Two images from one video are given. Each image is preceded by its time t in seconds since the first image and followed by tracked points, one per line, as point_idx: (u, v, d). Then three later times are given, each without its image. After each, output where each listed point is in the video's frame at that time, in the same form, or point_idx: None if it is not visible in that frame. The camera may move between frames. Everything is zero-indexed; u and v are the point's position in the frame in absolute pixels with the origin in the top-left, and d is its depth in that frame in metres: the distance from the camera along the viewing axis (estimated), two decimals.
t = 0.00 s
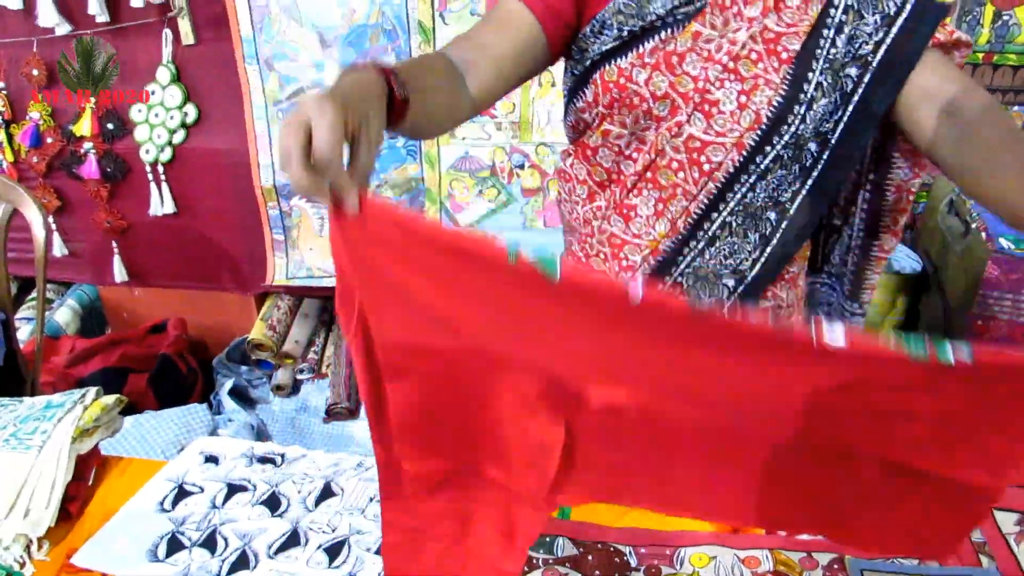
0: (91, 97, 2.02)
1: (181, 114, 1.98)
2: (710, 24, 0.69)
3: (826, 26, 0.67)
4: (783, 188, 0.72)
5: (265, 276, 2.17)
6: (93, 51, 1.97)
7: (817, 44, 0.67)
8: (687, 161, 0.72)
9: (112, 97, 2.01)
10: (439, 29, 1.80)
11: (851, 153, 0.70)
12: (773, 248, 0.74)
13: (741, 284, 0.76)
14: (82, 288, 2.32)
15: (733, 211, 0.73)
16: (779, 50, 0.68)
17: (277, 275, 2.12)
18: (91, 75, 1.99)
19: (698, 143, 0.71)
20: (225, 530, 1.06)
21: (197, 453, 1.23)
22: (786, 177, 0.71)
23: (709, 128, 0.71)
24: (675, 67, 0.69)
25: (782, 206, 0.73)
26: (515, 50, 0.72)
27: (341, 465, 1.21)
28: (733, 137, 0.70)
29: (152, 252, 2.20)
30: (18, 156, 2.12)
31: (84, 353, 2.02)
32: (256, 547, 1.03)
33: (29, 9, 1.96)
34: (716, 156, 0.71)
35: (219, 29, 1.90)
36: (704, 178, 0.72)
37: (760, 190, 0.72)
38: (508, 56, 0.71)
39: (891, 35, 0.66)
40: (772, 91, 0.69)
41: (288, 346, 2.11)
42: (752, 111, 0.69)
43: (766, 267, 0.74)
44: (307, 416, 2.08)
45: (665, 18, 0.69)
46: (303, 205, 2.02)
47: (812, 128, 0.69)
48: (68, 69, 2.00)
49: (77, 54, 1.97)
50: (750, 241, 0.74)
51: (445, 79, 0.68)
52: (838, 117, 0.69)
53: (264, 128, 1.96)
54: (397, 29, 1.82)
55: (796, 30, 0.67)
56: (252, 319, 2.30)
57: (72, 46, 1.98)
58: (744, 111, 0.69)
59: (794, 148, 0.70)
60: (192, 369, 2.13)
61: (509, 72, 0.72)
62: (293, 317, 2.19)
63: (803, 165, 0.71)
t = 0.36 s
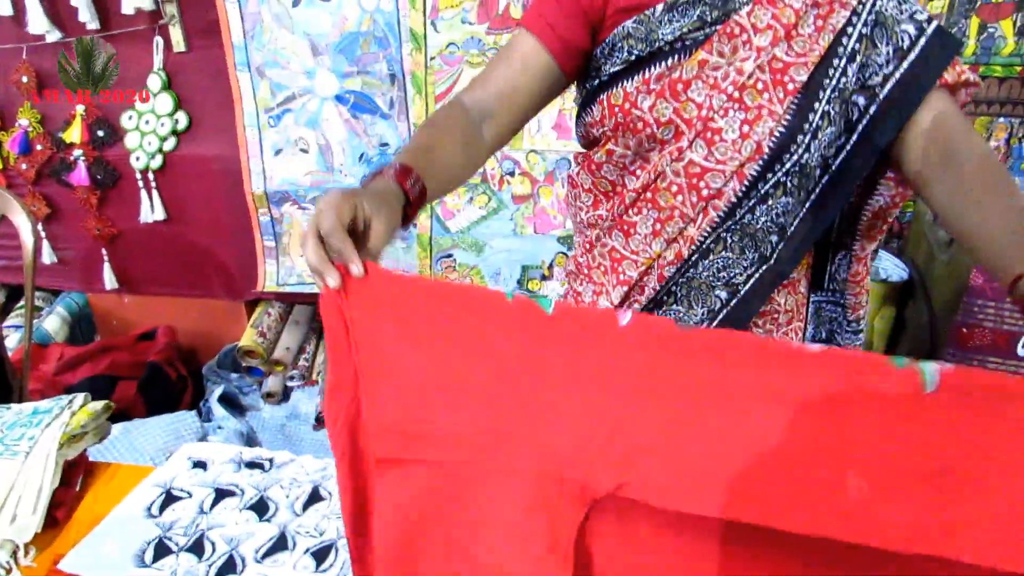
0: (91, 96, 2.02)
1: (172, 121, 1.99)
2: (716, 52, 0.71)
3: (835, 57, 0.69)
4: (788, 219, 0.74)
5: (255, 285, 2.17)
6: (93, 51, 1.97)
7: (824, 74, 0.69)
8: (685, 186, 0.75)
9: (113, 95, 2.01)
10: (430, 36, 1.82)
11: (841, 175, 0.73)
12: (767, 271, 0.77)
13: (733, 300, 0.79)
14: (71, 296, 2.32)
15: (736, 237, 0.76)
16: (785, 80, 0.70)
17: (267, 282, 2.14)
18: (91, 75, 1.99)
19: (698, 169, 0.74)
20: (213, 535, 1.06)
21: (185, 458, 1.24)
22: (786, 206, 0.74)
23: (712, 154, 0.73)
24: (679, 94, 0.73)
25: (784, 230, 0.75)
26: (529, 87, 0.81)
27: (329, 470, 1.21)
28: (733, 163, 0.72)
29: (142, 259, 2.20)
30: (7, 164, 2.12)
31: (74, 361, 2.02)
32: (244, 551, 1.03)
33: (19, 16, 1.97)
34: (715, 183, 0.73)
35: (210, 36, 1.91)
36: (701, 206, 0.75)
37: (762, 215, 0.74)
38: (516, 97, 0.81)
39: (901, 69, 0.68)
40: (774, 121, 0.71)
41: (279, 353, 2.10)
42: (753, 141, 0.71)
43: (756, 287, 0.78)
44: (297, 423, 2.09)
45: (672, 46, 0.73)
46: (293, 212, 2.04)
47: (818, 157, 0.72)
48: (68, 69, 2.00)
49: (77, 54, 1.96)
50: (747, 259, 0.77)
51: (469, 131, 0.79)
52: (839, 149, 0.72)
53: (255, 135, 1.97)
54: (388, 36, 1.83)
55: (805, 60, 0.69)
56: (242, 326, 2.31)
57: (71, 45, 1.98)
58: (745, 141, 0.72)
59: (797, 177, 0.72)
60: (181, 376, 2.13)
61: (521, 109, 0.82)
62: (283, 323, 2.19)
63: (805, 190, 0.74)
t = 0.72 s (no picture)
0: (91, 97, 2.01)
1: (160, 120, 1.98)
2: (711, 167, 0.74)
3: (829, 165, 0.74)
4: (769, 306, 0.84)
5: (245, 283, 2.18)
6: (94, 51, 1.96)
7: (813, 181, 0.75)
8: (689, 288, 0.83)
9: (114, 95, 2.00)
10: (420, 34, 1.83)
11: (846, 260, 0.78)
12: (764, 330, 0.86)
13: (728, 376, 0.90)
14: (60, 295, 2.27)
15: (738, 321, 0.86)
16: (779, 193, 0.75)
17: (256, 281, 2.13)
18: (91, 75, 1.98)
19: (703, 277, 0.81)
20: (202, 530, 1.07)
21: (174, 454, 1.24)
22: (773, 300, 0.83)
23: (718, 259, 0.80)
24: (673, 201, 0.77)
25: (771, 317, 0.85)
26: (537, 187, 0.83)
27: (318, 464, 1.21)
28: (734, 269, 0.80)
29: (132, 258, 2.19)
30: None
31: (63, 361, 2.01)
32: (233, 545, 1.03)
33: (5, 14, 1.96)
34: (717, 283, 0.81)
35: (199, 35, 1.92)
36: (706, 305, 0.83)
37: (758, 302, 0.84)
38: (529, 193, 0.84)
39: (888, 179, 0.74)
40: (767, 231, 0.77)
41: (270, 351, 2.14)
42: (751, 248, 0.79)
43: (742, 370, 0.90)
44: (288, 421, 2.07)
45: (665, 155, 0.76)
46: (284, 210, 2.05)
47: (803, 257, 0.80)
48: (68, 69, 1.98)
49: (77, 54, 1.95)
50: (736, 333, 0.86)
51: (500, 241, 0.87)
52: (836, 234, 0.78)
53: (244, 132, 1.96)
54: (378, 33, 1.85)
55: (799, 173, 0.74)
56: (232, 325, 2.30)
57: (72, 45, 1.96)
58: (744, 251, 0.79)
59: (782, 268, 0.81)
60: (172, 376, 2.13)
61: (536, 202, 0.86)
62: (274, 321, 2.23)
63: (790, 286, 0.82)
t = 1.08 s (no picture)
0: (91, 96, 1.98)
1: (139, 109, 1.96)
2: (692, 149, 0.77)
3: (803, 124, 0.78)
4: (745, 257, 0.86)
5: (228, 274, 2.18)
6: (94, 51, 1.93)
7: (792, 143, 0.79)
8: (676, 258, 0.85)
9: (115, 95, 1.96)
10: (401, 21, 1.82)
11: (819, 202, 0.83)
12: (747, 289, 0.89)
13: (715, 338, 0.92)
14: (39, 290, 2.24)
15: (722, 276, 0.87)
16: (762, 160, 0.79)
17: (240, 271, 2.09)
18: (92, 76, 1.95)
19: (690, 248, 0.84)
20: (186, 520, 1.06)
21: (157, 445, 1.23)
22: (737, 247, 0.85)
23: (705, 228, 0.83)
24: (663, 188, 0.79)
25: (727, 266, 0.86)
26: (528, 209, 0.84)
27: (303, 452, 1.21)
28: (721, 234, 0.83)
29: (112, 250, 2.17)
30: None
31: (43, 354, 1.97)
32: (217, 535, 1.03)
33: None
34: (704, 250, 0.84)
35: (178, 22, 1.91)
36: (690, 271, 0.86)
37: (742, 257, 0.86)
38: (530, 212, 0.84)
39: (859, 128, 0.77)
40: (753, 197, 0.81)
41: (255, 342, 2.11)
42: (735, 213, 0.82)
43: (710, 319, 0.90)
44: (274, 411, 2.07)
45: (652, 151, 0.78)
46: (266, 199, 2.03)
47: (764, 205, 0.82)
48: (68, 69, 1.94)
49: (77, 54, 1.92)
50: (700, 291, 0.88)
51: (502, 265, 0.88)
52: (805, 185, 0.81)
53: (225, 121, 1.94)
54: (360, 21, 1.85)
55: (778, 140, 0.78)
56: (216, 317, 2.29)
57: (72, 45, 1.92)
58: (729, 217, 0.82)
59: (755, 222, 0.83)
60: (156, 367, 2.11)
61: (536, 217, 0.85)
62: (258, 311, 2.20)
63: (751, 234, 0.84)
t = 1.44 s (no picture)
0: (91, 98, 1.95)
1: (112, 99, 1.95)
2: (639, 104, 0.77)
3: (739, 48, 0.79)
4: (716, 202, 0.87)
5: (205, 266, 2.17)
6: (94, 51, 1.91)
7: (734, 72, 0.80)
8: (647, 218, 0.85)
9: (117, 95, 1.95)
10: (377, 8, 1.82)
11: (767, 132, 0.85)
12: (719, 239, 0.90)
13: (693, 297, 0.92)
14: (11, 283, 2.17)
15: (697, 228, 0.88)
16: (711, 97, 0.80)
17: (217, 263, 2.09)
18: (91, 75, 1.94)
19: (658, 204, 0.84)
20: (169, 511, 1.06)
21: (138, 437, 1.22)
22: (711, 191, 0.86)
23: (673, 179, 0.83)
24: (623, 155, 0.80)
25: (704, 217, 0.87)
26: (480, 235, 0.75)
27: (285, 442, 1.21)
28: (688, 184, 0.84)
29: (87, 242, 2.15)
30: None
31: (18, 349, 1.94)
32: (200, 525, 1.03)
33: None
34: (675, 202, 0.85)
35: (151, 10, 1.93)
36: (666, 228, 0.86)
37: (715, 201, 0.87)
38: (480, 238, 0.75)
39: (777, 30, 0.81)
40: (710, 136, 0.82)
41: (234, 333, 2.11)
42: (697, 157, 0.82)
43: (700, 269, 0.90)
44: (254, 403, 2.06)
45: (607, 124, 0.78)
46: (243, 189, 2.02)
47: (725, 144, 0.84)
48: (67, 69, 1.92)
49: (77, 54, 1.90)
50: (680, 252, 0.89)
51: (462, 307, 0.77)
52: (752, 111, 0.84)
53: (200, 112, 1.93)
54: (335, 9, 1.83)
55: (719, 74, 0.79)
56: (194, 309, 2.28)
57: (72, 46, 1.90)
58: (692, 164, 0.83)
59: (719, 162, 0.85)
60: (133, 361, 2.10)
61: (485, 245, 0.76)
62: (237, 304, 2.21)
63: (721, 175, 0.86)
